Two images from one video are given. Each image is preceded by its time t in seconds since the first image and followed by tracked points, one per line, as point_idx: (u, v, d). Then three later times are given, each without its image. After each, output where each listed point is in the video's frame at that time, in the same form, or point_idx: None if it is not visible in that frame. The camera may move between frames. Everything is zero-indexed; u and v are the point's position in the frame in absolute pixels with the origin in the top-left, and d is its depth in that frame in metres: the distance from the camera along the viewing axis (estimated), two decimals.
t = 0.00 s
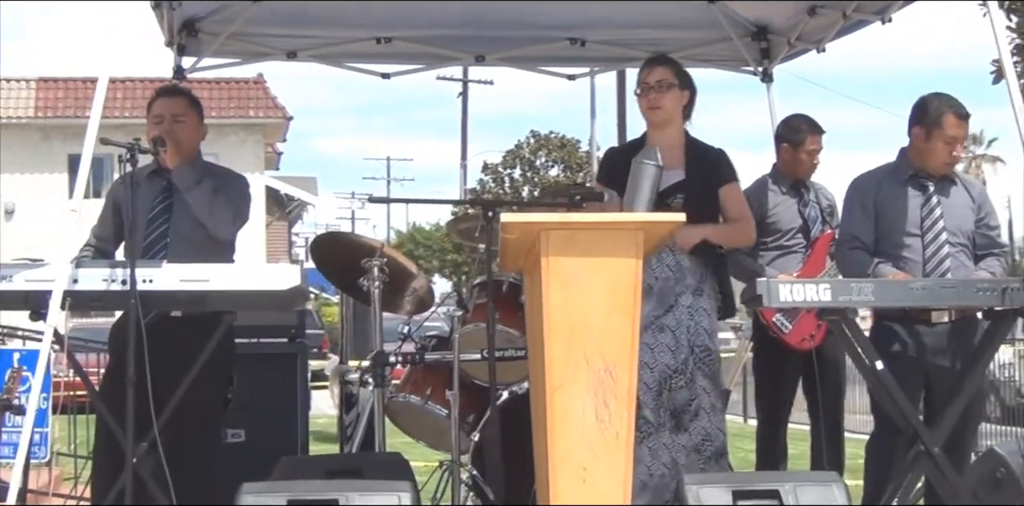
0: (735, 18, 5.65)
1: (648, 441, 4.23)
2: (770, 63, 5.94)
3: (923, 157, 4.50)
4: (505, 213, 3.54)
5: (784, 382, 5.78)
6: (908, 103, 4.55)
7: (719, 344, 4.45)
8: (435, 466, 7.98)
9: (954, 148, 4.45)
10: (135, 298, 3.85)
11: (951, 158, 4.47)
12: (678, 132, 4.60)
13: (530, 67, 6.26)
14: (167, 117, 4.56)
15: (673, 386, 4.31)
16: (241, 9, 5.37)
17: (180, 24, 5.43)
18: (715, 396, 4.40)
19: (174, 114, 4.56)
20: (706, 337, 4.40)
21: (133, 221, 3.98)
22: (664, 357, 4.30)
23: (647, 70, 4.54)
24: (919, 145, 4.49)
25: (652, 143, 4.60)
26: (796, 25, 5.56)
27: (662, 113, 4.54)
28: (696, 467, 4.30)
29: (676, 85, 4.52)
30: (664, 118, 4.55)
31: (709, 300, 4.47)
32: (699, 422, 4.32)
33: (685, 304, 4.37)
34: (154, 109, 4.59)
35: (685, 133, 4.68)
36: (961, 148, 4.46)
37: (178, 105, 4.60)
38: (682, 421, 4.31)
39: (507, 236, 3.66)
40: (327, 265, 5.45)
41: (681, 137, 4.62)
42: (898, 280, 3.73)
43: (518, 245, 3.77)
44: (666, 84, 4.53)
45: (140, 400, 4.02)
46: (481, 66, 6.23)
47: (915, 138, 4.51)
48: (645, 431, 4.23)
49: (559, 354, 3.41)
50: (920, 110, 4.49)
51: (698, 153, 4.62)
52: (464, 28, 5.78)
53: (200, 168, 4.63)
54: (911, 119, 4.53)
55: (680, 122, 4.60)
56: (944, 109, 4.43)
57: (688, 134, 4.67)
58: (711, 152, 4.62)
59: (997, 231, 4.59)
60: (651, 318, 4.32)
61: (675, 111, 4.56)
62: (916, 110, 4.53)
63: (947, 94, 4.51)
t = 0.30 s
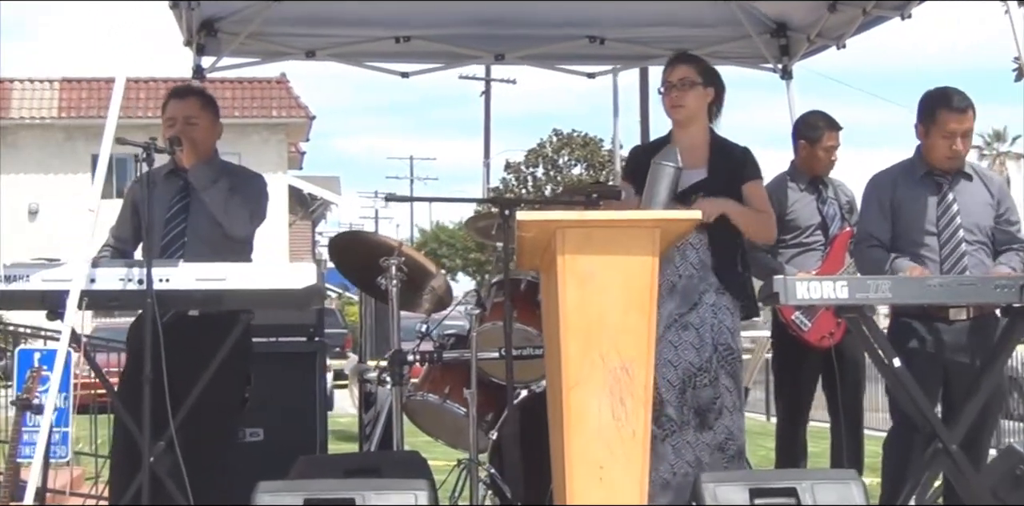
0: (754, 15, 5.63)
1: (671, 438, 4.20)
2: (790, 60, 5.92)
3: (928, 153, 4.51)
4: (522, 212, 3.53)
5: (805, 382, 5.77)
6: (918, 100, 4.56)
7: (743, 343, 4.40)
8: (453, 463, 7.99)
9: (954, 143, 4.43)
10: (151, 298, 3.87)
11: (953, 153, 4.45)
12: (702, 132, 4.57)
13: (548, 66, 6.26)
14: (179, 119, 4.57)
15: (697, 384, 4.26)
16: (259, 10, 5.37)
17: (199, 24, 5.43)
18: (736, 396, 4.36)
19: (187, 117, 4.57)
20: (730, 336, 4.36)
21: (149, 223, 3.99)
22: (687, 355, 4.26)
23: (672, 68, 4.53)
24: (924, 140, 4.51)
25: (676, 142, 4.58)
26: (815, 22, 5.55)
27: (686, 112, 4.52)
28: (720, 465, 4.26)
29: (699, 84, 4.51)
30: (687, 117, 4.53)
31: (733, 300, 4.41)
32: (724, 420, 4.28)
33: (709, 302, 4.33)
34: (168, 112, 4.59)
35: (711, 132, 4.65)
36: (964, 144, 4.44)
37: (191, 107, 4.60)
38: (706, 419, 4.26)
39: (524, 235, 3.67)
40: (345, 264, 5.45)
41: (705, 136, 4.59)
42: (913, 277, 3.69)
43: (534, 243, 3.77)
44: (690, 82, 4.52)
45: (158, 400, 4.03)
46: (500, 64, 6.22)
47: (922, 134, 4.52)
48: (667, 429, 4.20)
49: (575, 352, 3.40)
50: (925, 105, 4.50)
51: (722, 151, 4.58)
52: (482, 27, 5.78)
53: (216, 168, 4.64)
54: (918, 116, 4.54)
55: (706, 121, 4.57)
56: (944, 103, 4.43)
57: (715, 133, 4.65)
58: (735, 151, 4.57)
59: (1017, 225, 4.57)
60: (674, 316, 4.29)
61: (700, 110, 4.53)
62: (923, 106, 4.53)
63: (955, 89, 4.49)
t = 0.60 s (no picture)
0: (768, 11, 5.60)
1: (685, 438, 4.21)
2: (804, 56, 5.89)
3: (945, 149, 4.48)
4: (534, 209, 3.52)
5: (820, 380, 5.74)
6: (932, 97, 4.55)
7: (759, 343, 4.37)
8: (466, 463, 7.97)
9: (970, 137, 4.40)
10: (162, 298, 3.85)
11: (969, 147, 4.41)
12: (720, 129, 4.52)
13: (561, 63, 6.24)
14: (177, 128, 4.54)
15: (711, 384, 4.24)
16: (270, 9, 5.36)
17: (210, 24, 5.42)
18: (753, 394, 4.33)
19: (183, 124, 4.54)
20: (747, 335, 4.32)
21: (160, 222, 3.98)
22: (702, 355, 4.24)
23: (690, 66, 4.52)
24: (939, 136, 4.47)
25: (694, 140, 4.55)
26: (829, 18, 5.50)
27: (703, 109, 4.48)
28: (736, 465, 4.24)
29: (716, 79, 4.48)
30: (705, 114, 4.49)
31: (751, 300, 4.37)
32: (740, 419, 4.26)
33: (724, 301, 4.30)
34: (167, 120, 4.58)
35: (732, 129, 4.61)
36: (980, 138, 4.40)
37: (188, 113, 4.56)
38: (721, 419, 4.24)
39: (536, 233, 3.66)
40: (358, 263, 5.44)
41: (725, 133, 4.54)
42: (930, 274, 3.65)
43: (546, 242, 3.76)
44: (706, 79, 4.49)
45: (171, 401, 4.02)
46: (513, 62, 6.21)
47: (938, 131, 4.49)
48: (680, 429, 4.21)
49: (587, 350, 3.38)
50: (939, 101, 4.48)
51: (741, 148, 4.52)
52: (495, 25, 5.76)
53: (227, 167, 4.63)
54: (932, 112, 4.52)
55: (724, 118, 4.52)
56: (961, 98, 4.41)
57: (735, 130, 4.59)
58: (753, 148, 4.49)
59: None
60: (688, 315, 4.26)
61: (717, 107, 4.49)
62: (937, 102, 4.50)
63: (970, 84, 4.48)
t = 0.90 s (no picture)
0: (769, 7, 5.57)
1: (686, 435, 4.14)
2: (806, 53, 5.85)
3: (946, 144, 4.44)
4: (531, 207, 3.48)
5: (823, 377, 5.70)
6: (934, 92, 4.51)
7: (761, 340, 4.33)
8: (466, 461, 7.93)
9: (969, 132, 4.36)
10: (156, 295, 3.79)
11: (969, 142, 4.37)
12: (722, 125, 4.50)
13: (563, 59, 6.21)
14: (184, 114, 4.52)
15: (713, 381, 4.18)
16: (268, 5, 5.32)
17: (208, 20, 5.39)
18: (755, 393, 4.28)
19: (191, 111, 4.53)
20: (748, 332, 4.28)
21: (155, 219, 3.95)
22: (705, 352, 4.18)
23: (693, 61, 4.48)
24: (940, 132, 4.44)
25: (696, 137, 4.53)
26: (831, 14, 5.48)
27: (706, 105, 4.45)
28: (738, 463, 4.18)
29: (717, 75, 4.44)
30: (708, 110, 4.46)
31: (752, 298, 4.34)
32: (742, 417, 4.20)
33: (726, 298, 4.26)
34: (172, 107, 4.56)
35: (734, 125, 4.58)
36: (979, 133, 4.36)
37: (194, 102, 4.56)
38: (722, 417, 4.18)
39: (533, 230, 3.62)
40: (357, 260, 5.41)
41: (727, 129, 4.52)
42: (932, 270, 3.59)
43: (543, 239, 3.72)
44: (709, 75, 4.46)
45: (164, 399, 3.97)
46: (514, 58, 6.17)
47: (939, 126, 4.45)
48: (681, 426, 4.13)
49: (586, 347, 3.33)
50: (940, 96, 4.45)
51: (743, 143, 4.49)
52: (495, 21, 5.72)
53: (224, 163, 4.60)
54: (933, 107, 4.48)
55: (727, 113, 4.50)
56: (962, 94, 4.37)
57: (736, 125, 4.56)
58: (756, 143, 4.45)
59: None
60: (690, 313, 4.21)
61: (719, 103, 4.46)
62: (938, 97, 4.46)
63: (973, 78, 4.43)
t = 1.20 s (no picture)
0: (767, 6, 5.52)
1: (678, 438, 4.10)
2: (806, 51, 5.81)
3: (942, 141, 4.39)
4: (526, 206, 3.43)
5: (822, 379, 5.65)
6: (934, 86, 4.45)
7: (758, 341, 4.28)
8: (465, 463, 7.88)
9: (963, 132, 4.31)
10: (146, 295, 3.74)
11: (963, 141, 4.32)
12: (718, 124, 4.45)
13: (561, 57, 6.16)
14: (184, 107, 4.50)
15: (707, 383, 4.13)
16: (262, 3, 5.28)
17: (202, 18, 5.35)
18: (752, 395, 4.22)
19: (192, 105, 4.51)
20: (744, 333, 4.23)
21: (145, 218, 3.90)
22: (698, 354, 4.13)
23: (689, 59, 4.44)
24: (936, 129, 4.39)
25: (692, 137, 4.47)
26: (830, 13, 5.43)
27: (701, 103, 4.40)
28: (731, 466, 4.13)
29: (713, 73, 4.39)
30: (703, 109, 4.41)
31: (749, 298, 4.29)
32: (736, 419, 4.14)
33: (721, 299, 4.22)
34: (169, 100, 4.53)
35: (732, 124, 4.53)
36: (974, 133, 4.31)
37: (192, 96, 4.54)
38: (716, 419, 4.13)
39: (527, 230, 3.57)
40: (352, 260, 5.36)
41: (723, 127, 4.47)
42: (931, 270, 3.54)
43: (537, 239, 3.67)
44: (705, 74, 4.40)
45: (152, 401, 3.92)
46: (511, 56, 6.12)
47: (936, 122, 4.40)
48: (674, 429, 4.09)
49: (579, 347, 3.28)
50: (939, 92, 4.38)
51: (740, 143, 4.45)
52: (491, 19, 5.67)
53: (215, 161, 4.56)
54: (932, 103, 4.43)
55: (723, 112, 4.45)
56: (961, 94, 4.29)
57: (733, 125, 4.52)
58: (752, 142, 4.40)
59: None
60: (684, 313, 4.18)
61: (715, 101, 4.41)
62: (937, 93, 4.40)
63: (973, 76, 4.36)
